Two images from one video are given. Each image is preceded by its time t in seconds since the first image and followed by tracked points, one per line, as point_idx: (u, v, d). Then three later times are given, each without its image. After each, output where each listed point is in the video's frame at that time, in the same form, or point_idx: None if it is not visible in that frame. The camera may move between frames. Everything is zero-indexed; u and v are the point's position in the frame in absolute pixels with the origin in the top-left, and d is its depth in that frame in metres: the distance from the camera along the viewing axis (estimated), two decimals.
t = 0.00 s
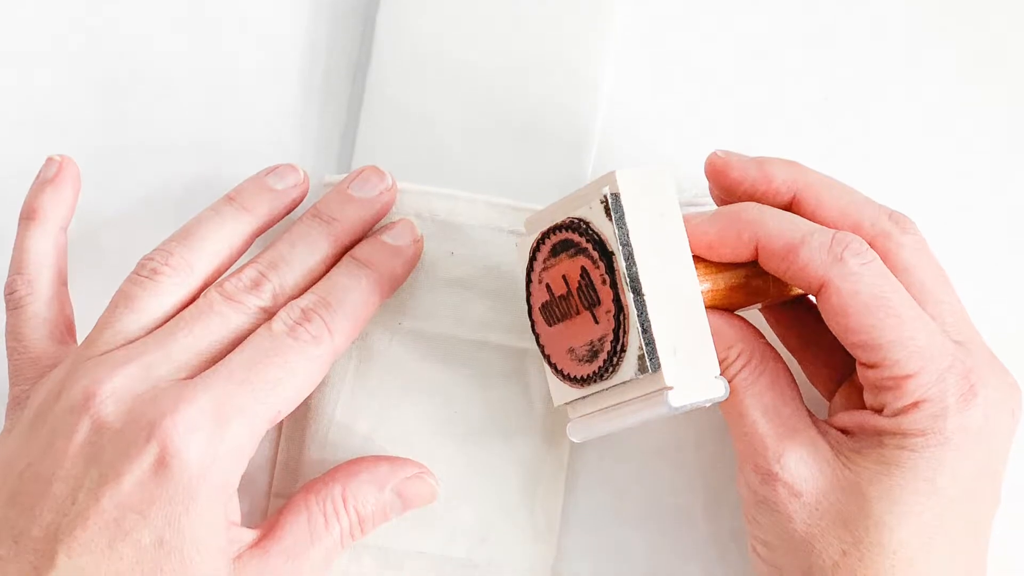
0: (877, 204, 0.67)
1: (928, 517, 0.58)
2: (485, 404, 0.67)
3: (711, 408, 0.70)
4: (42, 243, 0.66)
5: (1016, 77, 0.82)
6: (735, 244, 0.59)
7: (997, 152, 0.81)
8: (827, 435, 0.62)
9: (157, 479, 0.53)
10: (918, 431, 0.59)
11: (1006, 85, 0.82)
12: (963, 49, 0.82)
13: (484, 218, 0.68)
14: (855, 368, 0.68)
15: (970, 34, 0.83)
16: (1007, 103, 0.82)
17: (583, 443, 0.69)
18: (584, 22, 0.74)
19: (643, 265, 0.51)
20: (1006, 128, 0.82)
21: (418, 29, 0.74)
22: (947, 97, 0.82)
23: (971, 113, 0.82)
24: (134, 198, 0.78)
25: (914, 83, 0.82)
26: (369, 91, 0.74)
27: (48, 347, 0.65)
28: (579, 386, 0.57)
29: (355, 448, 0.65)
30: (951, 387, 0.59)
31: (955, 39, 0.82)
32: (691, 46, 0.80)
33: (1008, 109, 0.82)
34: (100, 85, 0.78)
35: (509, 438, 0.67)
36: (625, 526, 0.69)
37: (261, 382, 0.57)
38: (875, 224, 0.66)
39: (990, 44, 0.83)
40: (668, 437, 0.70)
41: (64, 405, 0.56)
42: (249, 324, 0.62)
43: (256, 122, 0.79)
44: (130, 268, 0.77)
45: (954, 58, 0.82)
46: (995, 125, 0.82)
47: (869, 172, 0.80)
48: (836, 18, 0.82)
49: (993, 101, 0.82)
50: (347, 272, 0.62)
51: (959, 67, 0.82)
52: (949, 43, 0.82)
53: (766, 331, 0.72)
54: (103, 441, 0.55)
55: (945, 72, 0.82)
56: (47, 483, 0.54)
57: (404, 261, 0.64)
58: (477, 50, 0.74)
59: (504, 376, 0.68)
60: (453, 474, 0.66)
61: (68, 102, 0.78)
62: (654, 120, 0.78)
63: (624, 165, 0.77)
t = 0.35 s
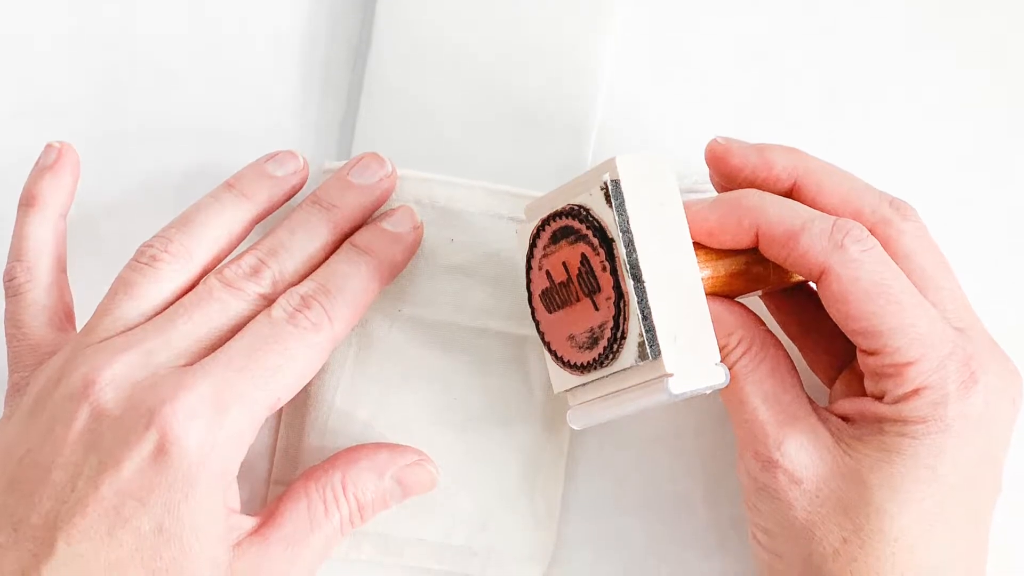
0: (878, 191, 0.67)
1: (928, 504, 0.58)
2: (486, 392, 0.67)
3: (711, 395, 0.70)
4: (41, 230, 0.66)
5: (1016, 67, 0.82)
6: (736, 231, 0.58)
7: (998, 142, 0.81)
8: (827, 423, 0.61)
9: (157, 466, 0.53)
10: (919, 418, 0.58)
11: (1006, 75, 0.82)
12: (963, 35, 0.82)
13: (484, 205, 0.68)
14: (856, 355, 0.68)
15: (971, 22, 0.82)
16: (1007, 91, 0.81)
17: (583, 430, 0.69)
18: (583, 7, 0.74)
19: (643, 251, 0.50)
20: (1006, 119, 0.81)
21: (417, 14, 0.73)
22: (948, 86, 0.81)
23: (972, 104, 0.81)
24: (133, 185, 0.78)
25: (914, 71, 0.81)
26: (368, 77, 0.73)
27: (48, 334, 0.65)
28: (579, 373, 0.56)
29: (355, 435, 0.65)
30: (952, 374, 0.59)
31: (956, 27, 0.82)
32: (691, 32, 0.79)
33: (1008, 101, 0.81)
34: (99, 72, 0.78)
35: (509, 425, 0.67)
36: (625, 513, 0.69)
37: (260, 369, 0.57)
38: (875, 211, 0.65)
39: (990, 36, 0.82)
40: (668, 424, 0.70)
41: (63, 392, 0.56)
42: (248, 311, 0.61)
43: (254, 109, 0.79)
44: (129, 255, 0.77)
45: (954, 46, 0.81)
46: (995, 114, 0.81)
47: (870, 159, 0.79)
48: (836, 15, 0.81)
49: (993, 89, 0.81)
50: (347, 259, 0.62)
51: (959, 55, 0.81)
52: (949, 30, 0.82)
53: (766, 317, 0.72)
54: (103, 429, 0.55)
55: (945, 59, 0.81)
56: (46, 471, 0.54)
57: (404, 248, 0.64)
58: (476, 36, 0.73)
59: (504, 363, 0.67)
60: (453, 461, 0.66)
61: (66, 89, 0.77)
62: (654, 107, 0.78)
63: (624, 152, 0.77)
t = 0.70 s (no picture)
0: (878, 177, 0.66)
1: (929, 491, 0.58)
2: (486, 379, 0.67)
3: (712, 382, 0.70)
4: (40, 217, 0.66)
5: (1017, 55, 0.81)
6: (736, 218, 0.58)
7: (997, 132, 0.80)
8: (828, 410, 0.61)
9: (156, 453, 0.53)
10: (919, 405, 0.58)
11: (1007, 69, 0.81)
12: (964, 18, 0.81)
13: (484, 191, 0.68)
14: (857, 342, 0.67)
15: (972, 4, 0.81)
16: (1008, 79, 0.80)
17: (583, 417, 0.69)
18: None
19: (643, 238, 0.50)
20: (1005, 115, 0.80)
21: None
22: (950, 74, 0.80)
23: (971, 99, 0.80)
24: (131, 173, 0.77)
25: (914, 58, 0.80)
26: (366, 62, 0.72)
27: (47, 321, 0.64)
28: (579, 360, 0.56)
29: (355, 422, 0.65)
30: (953, 361, 0.58)
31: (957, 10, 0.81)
32: (690, 17, 0.78)
33: (1008, 96, 0.80)
34: (98, 59, 0.77)
35: (510, 411, 0.67)
36: (625, 501, 0.69)
37: (260, 356, 0.56)
38: (876, 197, 0.65)
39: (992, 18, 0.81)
40: (669, 411, 0.70)
41: (63, 378, 0.56)
42: (247, 298, 0.61)
43: (253, 95, 0.78)
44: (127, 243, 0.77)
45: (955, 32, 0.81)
46: (996, 103, 0.80)
47: (871, 146, 0.79)
48: None
49: (994, 77, 0.80)
50: (346, 246, 0.62)
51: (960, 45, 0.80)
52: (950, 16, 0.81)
53: (766, 304, 0.71)
54: (101, 416, 0.55)
55: (945, 46, 0.80)
56: (45, 458, 0.54)
57: (403, 235, 0.63)
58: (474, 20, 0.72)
59: (504, 350, 0.67)
60: (453, 448, 0.66)
61: (64, 77, 0.77)
62: (654, 93, 0.77)
63: (623, 139, 0.76)
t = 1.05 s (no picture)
0: (879, 164, 0.66)
1: (930, 479, 0.58)
2: (486, 366, 0.67)
3: (712, 369, 0.70)
4: (39, 204, 0.65)
5: (1017, 42, 0.80)
6: (736, 205, 0.57)
7: (995, 116, 0.79)
8: (829, 397, 0.61)
9: (155, 440, 0.53)
10: (920, 392, 0.58)
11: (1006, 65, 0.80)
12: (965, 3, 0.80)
13: (484, 178, 0.67)
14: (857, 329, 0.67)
15: None
16: (1011, 61, 0.80)
17: (583, 404, 0.69)
18: None
19: (644, 224, 0.50)
20: (1002, 117, 0.79)
21: None
22: (951, 60, 0.79)
23: (969, 95, 0.79)
24: (130, 160, 0.76)
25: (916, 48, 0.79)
26: (365, 48, 0.72)
27: (46, 308, 0.64)
28: (579, 347, 0.56)
29: (355, 409, 0.65)
30: (953, 348, 0.58)
31: None
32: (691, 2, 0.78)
33: (1007, 96, 0.79)
34: (97, 46, 0.77)
35: (511, 398, 0.67)
36: (626, 488, 0.69)
37: (259, 343, 0.56)
38: (877, 184, 0.64)
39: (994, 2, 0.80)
40: (669, 398, 0.70)
41: (62, 365, 0.56)
42: (246, 285, 0.61)
43: (252, 82, 0.78)
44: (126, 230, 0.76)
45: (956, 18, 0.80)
46: (996, 86, 0.79)
47: (872, 131, 0.78)
48: None
49: (996, 64, 0.80)
50: (346, 233, 0.62)
51: (960, 34, 0.80)
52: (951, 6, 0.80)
53: (766, 291, 0.71)
54: (100, 403, 0.55)
55: (946, 32, 0.80)
56: (45, 445, 0.54)
57: (403, 221, 0.63)
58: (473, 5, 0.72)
59: (504, 337, 0.67)
60: (453, 435, 0.66)
61: (64, 63, 0.77)
62: (654, 78, 0.76)
63: (623, 125, 0.75)
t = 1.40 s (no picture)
0: (880, 151, 0.65)
1: (930, 466, 0.58)
2: (487, 353, 0.67)
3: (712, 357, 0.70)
4: (38, 190, 0.65)
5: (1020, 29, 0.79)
6: (736, 191, 0.57)
7: (996, 102, 0.78)
8: (830, 384, 0.61)
9: (155, 427, 0.53)
10: (921, 379, 0.58)
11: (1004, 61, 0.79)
12: None
13: (484, 165, 0.67)
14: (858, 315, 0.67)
15: None
16: (1015, 47, 0.79)
17: (584, 391, 0.69)
18: None
19: (644, 210, 0.49)
20: (1005, 110, 0.78)
21: None
22: (951, 48, 0.79)
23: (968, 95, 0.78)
24: (129, 146, 0.76)
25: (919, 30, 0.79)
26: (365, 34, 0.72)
27: (45, 295, 0.64)
28: (579, 334, 0.56)
29: (355, 396, 0.65)
30: (954, 334, 0.58)
31: None
32: None
33: (1007, 96, 0.78)
34: (96, 32, 0.77)
35: (512, 385, 0.67)
36: (626, 475, 0.68)
37: (259, 330, 0.56)
38: (877, 170, 0.64)
39: None
40: (669, 385, 0.70)
41: (62, 352, 0.56)
42: (246, 272, 0.61)
43: (251, 68, 0.77)
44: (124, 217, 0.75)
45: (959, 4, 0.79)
46: (998, 73, 0.78)
47: (873, 119, 0.77)
48: None
49: (1000, 50, 0.79)
50: (345, 220, 0.61)
51: (962, 20, 0.79)
52: None
53: (766, 278, 0.71)
54: (100, 390, 0.55)
55: (949, 18, 0.79)
56: (44, 432, 0.54)
57: (403, 208, 0.63)
58: None
59: (504, 324, 0.67)
60: (454, 421, 0.66)
61: (63, 50, 0.76)
62: (656, 64, 0.76)
63: (623, 111, 0.75)
